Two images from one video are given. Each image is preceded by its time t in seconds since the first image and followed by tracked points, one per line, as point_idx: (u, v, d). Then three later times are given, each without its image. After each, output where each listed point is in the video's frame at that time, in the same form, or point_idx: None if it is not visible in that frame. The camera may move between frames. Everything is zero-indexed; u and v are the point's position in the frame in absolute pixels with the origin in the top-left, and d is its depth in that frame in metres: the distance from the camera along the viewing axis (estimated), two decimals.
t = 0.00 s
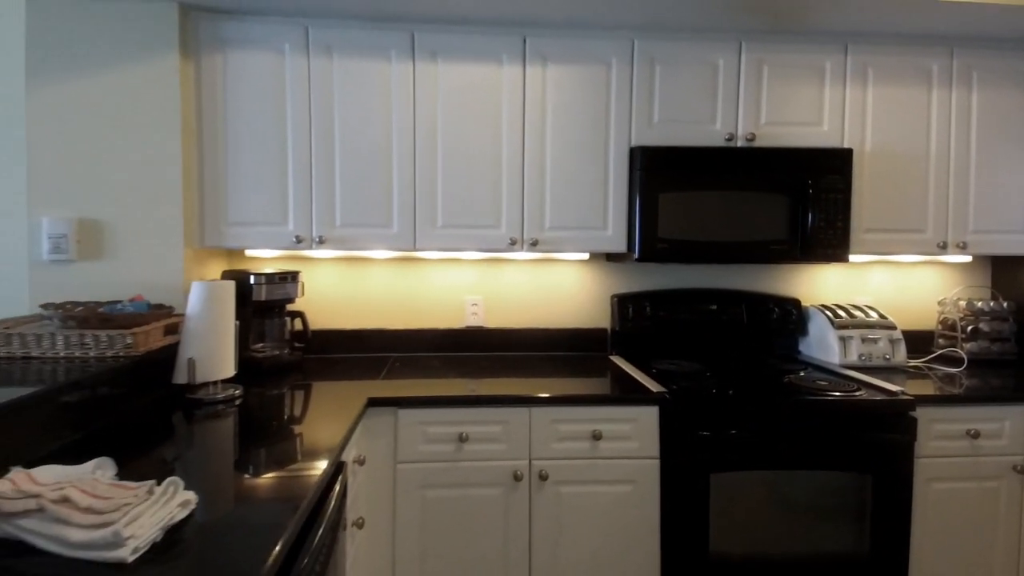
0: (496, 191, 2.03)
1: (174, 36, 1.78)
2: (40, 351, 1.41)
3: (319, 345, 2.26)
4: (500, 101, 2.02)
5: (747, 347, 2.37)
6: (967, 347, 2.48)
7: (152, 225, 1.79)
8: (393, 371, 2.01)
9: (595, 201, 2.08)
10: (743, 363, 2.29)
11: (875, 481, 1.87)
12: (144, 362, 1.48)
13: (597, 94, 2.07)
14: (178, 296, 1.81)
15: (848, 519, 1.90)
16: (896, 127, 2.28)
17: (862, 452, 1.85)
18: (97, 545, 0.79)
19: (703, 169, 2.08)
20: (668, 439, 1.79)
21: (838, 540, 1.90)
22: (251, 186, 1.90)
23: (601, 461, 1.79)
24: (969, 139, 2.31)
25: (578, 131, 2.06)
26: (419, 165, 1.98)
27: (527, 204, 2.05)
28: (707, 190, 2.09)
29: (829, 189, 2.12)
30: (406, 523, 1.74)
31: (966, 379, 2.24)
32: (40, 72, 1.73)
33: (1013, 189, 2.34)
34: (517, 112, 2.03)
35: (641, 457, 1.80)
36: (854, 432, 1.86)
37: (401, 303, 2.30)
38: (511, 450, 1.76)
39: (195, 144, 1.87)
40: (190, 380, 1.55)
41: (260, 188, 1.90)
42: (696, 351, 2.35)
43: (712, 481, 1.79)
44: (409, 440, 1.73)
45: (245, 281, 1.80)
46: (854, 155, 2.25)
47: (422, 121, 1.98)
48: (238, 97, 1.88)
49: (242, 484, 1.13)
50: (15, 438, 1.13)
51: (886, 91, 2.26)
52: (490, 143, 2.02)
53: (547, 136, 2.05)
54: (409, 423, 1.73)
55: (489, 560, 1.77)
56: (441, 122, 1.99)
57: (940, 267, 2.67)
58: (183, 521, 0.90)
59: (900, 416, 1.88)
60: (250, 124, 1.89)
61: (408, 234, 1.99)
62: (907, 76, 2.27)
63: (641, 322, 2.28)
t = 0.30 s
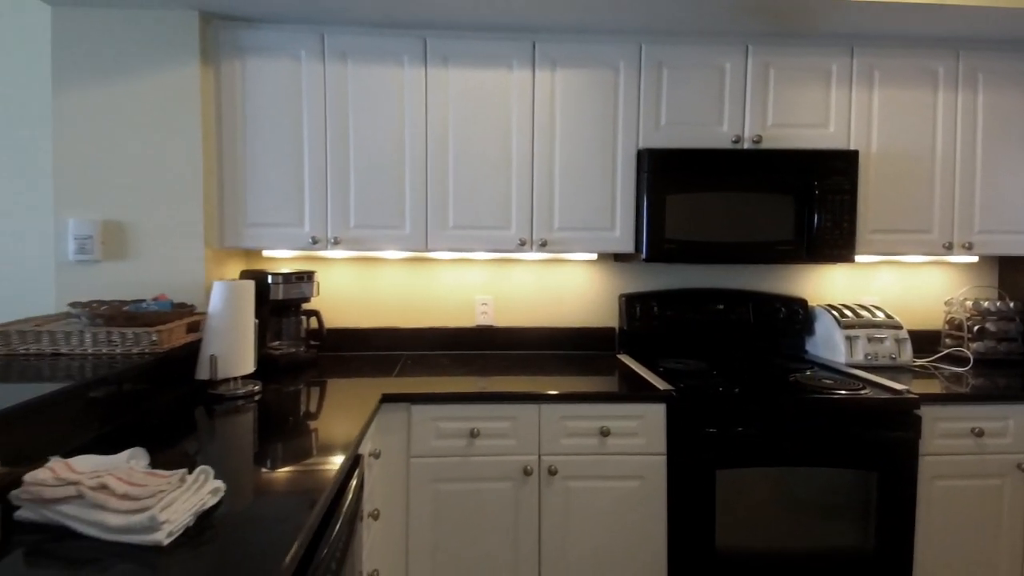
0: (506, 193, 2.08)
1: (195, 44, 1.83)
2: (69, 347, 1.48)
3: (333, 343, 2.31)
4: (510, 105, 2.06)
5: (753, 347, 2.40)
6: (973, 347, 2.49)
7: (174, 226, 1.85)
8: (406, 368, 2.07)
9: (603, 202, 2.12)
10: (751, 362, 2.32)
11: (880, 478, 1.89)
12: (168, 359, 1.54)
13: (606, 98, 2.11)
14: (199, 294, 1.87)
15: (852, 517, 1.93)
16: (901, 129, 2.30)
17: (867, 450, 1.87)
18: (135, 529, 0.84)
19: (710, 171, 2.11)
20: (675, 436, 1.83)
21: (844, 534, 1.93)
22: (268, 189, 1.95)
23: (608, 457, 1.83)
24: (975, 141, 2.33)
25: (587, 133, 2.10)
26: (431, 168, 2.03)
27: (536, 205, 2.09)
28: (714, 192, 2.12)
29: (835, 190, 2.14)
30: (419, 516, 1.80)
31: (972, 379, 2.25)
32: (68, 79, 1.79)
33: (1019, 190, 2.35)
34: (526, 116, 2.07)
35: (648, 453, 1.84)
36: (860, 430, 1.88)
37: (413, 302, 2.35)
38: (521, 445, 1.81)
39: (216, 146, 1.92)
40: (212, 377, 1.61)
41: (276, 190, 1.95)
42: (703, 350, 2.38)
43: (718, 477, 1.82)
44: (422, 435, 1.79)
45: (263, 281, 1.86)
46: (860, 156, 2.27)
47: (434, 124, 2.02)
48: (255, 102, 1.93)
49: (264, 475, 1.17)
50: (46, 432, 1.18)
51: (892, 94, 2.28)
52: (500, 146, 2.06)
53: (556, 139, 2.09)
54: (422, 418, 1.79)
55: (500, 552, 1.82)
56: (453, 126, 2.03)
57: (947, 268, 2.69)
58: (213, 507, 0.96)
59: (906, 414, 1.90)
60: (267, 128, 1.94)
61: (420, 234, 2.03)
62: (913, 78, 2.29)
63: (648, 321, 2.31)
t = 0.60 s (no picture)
0: (515, 195, 2.12)
1: (214, 50, 1.89)
2: (96, 343, 1.54)
3: (347, 340, 2.37)
4: (519, 108, 2.10)
5: (760, 346, 2.43)
6: (979, 346, 2.50)
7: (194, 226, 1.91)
8: (418, 365, 2.12)
9: (611, 203, 2.16)
10: (757, 361, 2.35)
11: (885, 475, 1.91)
12: (190, 355, 1.59)
13: (613, 100, 2.15)
14: (218, 293, 1.92)
15: (858, 514, 1.94)
16: (906, 130, 2.32)
17: (871, 447, 1.89)
18: (168, 513, 0.89)
19: (716, 172, 2.14)
20: (682, 432, 1.87)
21: (851, 530, 1.94)
22: (284, 190, 2.01)
23: (616, 452, 1.87)
24: (980, 143, 2.35)
25: (595, 135, 2.14)
26: (442, 169, 2.07)
27: (545, 206, 2.13)
28: (721, 193, 2.15)
29: (841, 191, 2.17)
30: (431, 508, 1.85)
31: (978, 378, 2.26)
32: (92, 84, 1.85)
33: None
34: (535, 118, 2.11)
35: (655, 449, 1.88)
36: (865, 427, 1.89)
37: (424, 301, 2.40)
38: (530, 440, 1.86)
39: (234, 149, 1.98)
40: (233, 371, 1.67)
41: (293, 192, 2.01)
42: (710, 349, 2.41)
43: (724, 472, 1.85)
44: (435, 430, 1.84)
45: (279, 280, 1.91)
46: (865, 157, 2.29)
47: (446, 127, 2.07)
48: (272, 106, 1.98)
49: (285, 466, 1.22)
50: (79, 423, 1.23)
51: (897, 95, 2.30)
52: (509, 148, 2.11)
53: (565, 141, 2.13)
54: (434, 414, 1.84)
55: (509, 544, 1.86)
56: (464, 129, 2.08)
57: (954, 268, 2.70)
58: (240, 494, 1.01)
59: (911, 411, 1.91)
60: (284, 131, 1.99)
61: (431, 235, 2.08)
62: (918, 80, 2.31)
63: (656, 320, 2.35)
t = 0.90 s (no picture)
0: (525, 197, 2.17)
1: (233, 56, 1.95)
2: (122, 340, 1.60)
3: (360, 339, 2.43)
4: (528, 112, 2.15)
5: (766, 345, 2.47)
6: (983, 346, 2.50)
7: (214, 228, 1.97)
8: (429, 363, 2.17)
9: (618, 204, 2.21)
10: (763, 360, 2.38)
11: (889, 471, 1.94)
12: (211, 353, 1.65)
13: (620, 104, 2.19)
14: (237, 291, 1.98)
15: (862, 509, 1.97)
16: (911, 132, 2.35)
17: (875, 444, 1.91)
18: (200, 498, 0.95)
19: (722, 174, 2.17)
20: (688, 429, 1.90)
21: (854, 525, 1.97)
22: (300, 193, 2.06)
23: (623, 448, 1.91)
24: (985, 144, 2.37)
25: (602, 138, 2.19)
26: (453, 172, 2.13)
27: (554, 208, 2.18)
28: (726, 194, 2.19)
29: (845, 193, 2.20)
30: (443, 501, 1.90)
31: (983, 377, 2.28)
32: (116, 90, 1.92)
33: None
34: (544, 122, 2.16)
35: (661, 445, 1.92)
36: (868, 424, 1.92)
37: (435, 300, 2.46)
38: (539, 436, 1.91)
39: (252, 152, 2.04)
40: (252, 368, 1.72)
41: (308, 194, 2.06)
42: (716, 348, 2.44)
43: (729, 468, 1.88)
44: (446, 426, 1.90)
45: (295, 280, 1.97)
46: (869, 159, 2.32)
47: (457, 130, 2.12)
48: (288, 110, 2.04)
49: (302, 460, 1.26)
50: (110, 417, 1.28)
51: (902, 98, 2.33)
52: (519, 151, 2.15)
53: (573, 143, 2.18)
54: (446, 410, 1.89)
55: (518, 537, 1.91)
56: (475, 132, 2.13)
57: (959, 268, 2.73)
58: (265, 482, 1.07)
59: (913, 408, 1.94)
60: (300, 135, 2.05)
61: (443, 236, 2.13)
62: (923, 82, 2.33)
63: (662, 319, 2.38)
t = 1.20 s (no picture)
0: (530, 198, 2.21)
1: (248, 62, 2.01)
2: (142, 338, 1.65)
3: (371, 337, 2.48)
4: (534, 115, 2.19)
5: (769, 344, 2.50)
6: (985, 345, 2.52)
7: (230, 229, 2.03)
8: (438, 361, 2.21)
9: (623, 205, 2.25)
10: (767, 358, 2.42)
11: (889, 467, 1.96)
12: (228, 349, 1.71)
13: (624, 107, 2.23)
14: (252, 290, 2.05)
15: (863, 504, 1.99)
16: (913, 133, 2.36)
17: (876, 441, 1.94)
18: (226, 486, 1.00)
19: (725, 176, 2.21)
20: (692, 424, 1.94)
21: (855, 523, 2.00)
22: (312, 195, 2.11)
23: (627, 444, 1.96)
24: (987, 145, 2.38)
25: (608, 140, 2.23)
26: (461, 174, 2.17)
27: (559, 209, 2.22)
28: (730, 195, 2.23)
29: (847, 194, 2.22)
30: (452, 494, 1.96)
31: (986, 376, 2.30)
32: (136, 96, 1.98)
33: None
34: (550, 125, 2.20)
35: (665, 441, 1.96)
36: (869, 421, 1.94)
37: (443, 299, 2.50)
38: (546, 432, 1.96)
39: (266, 154, 2.09)
40: (268, 364, 1.78)
41: (319, 196, 2.12)
42: (720, 346, 2.48)
43: (731, 463, 1.92)
44: (456, 421, 1.95)
45: (308, 279, 2.03)
46: (872, 160, 2.34)
47: (465, 133, 2.16)
48: (301, 114, 2.09)
49: (315, 453, 1.30)
50: (135, 410, 1.33)
51: (904, 99, 2.35)
52: (525, 154, 2.20)
53: (578, 145, 2.22)
54: (455, 405, 1.95)
55: (525, 530, 1.96)
56: (482, 135, 2.17)
57: (961, 268, 2.75)
58: (285, 471, 1.13)
59: (914, 406, 1.96)
60: (312, 138, 2.10)
61: (451, 236, 2.18)
62: (925, 84, 2.35)
63: (667, 318, 2.42)
